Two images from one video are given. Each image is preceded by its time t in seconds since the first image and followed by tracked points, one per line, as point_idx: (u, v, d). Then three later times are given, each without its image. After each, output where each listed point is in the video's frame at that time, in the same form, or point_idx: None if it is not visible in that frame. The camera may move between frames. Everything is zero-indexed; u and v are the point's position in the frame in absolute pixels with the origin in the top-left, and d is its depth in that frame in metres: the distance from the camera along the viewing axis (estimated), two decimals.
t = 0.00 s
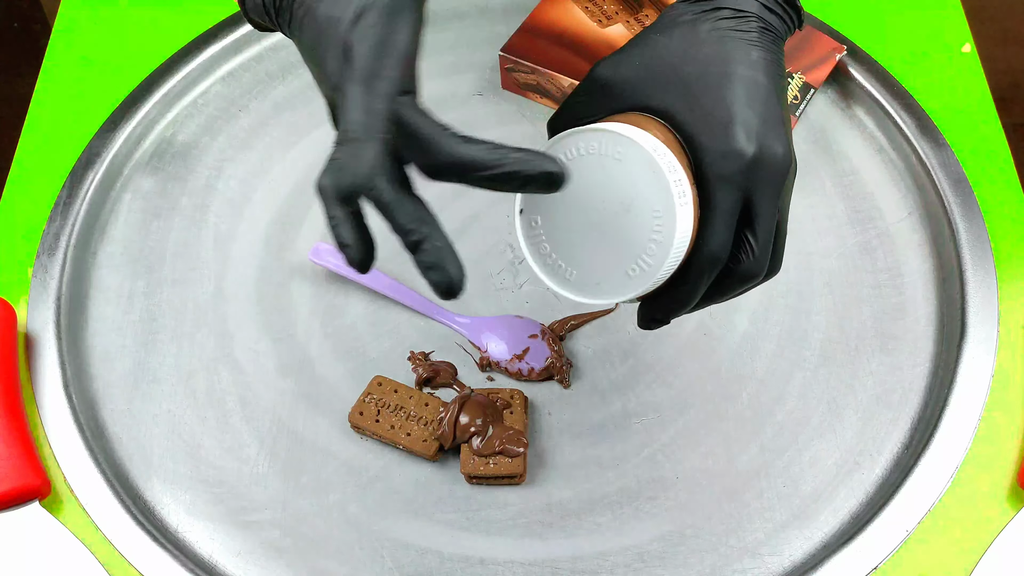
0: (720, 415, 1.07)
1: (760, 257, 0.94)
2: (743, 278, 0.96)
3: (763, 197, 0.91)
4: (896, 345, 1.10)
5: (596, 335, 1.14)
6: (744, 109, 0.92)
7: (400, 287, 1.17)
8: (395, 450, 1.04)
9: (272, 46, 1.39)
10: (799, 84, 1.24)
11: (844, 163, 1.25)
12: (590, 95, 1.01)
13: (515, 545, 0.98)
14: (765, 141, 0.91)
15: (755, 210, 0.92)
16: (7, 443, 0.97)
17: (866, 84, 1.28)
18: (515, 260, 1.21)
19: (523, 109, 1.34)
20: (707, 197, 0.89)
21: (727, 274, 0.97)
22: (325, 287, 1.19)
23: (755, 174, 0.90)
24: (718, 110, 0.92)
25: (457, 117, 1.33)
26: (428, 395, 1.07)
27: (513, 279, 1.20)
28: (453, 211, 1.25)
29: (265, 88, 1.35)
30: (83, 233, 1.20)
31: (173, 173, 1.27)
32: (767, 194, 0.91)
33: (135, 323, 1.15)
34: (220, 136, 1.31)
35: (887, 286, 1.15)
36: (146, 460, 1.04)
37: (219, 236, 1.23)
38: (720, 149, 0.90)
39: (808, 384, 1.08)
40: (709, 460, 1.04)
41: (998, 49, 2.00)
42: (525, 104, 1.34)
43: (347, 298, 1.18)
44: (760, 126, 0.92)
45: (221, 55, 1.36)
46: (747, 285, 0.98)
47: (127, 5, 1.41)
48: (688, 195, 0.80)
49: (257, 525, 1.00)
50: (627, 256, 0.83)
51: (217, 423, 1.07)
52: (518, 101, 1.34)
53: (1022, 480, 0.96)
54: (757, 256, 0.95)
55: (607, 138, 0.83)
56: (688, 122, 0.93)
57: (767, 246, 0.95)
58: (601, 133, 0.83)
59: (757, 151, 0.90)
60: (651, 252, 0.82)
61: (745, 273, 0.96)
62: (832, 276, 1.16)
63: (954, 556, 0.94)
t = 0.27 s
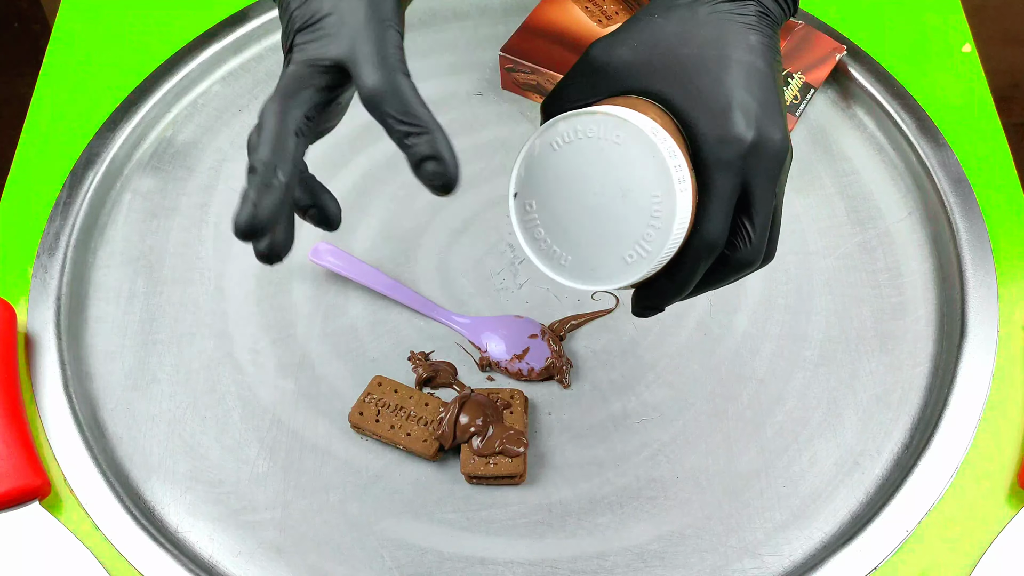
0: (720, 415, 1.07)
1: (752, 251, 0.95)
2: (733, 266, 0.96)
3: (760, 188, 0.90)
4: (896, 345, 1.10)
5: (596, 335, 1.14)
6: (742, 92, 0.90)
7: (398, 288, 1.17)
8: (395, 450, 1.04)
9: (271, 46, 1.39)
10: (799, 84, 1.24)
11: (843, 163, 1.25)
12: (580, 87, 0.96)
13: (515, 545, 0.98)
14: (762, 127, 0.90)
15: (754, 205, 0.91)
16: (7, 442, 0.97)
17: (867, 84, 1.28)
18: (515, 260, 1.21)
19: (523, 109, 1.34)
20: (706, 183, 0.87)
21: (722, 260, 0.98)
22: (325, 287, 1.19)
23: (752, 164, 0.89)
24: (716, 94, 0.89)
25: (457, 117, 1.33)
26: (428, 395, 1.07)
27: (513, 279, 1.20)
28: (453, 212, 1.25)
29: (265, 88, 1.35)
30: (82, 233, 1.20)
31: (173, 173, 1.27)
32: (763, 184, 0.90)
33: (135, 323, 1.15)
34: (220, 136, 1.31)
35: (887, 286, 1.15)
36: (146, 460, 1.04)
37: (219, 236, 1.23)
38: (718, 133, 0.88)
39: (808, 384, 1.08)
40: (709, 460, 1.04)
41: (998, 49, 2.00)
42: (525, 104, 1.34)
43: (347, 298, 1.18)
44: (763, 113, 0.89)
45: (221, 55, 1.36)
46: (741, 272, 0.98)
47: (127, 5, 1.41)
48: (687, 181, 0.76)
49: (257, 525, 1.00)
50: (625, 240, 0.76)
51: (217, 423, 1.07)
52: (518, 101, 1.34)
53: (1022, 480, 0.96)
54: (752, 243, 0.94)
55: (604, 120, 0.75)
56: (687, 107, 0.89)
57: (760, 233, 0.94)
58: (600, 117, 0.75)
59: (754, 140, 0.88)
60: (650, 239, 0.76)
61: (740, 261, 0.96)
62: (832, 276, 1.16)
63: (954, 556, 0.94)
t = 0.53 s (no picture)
0: (720, 415, 1.07)
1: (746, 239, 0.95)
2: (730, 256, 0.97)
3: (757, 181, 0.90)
4: (896, 345, 1.10)
5: (596, 335, 1.14)
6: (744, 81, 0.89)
7: (396, 285, 1.17)
8: (395, 450, 1.04)
9: (271, 46, 1.39)
10: (799, 84, 1.23)
11: (843, 163, 1.25)
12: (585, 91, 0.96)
13: (515, 545, 0.98)
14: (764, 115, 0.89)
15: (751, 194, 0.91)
16: (7, 442, 0.97)
17: (867, 84, 1.28)
18: (515, 260, 1.21)
19: (523, 109, 1.34)
20: (707, 172, 0.88)
21: (723, 250, 0.98)
22: (325, 288, 1.19)
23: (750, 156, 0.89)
24: (717, 83, 0.89)
25: (457, 117, 1.33)
26: (428, 395, 1.07)
27: (513, 279, 1.20)
28: (453, 212, 1.25)
29: (265, 88, 1.35)
30: (82, 233, 1.20)
31: (173, 174, 1.27)
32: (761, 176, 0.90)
33: (135, 323, 1.15)
34: (220, 136, 1.31)
35: (887, 286, 1.15)
36: (146, 460, 1.04)
37: (219, 236, 1.23)
38: (718, 123, 0.88)
39: (808, 384, 1.08)
40: (709, 460, 1.04)
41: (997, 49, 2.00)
42: (525, 104, 1.34)
43: (347, 298, 1.18)
44: (760, 104, 0.88)
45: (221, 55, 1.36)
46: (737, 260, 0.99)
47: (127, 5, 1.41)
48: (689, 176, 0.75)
49: (257, 525, 1.00)
50: (627, 231, 0.77)
51: (217, 423, 1.07)
52: (518, 101, 1.34)
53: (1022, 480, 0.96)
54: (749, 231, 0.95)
55: (609, 112, 0.75)
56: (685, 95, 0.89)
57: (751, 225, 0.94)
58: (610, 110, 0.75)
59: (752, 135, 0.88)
60: (653, 229, 0.76)
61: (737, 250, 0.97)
62: (831, 276, 1.16)
63: (955, 556, 0.94)
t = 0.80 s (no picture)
0: (719, 415, 1.07)
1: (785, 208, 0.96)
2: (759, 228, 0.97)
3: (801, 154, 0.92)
4: (896, 345, 1.10)
5: (596, 335, 1.14)
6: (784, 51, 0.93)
7: (394, 283, 1.17)
8: (395, 450, 1.04)
9: (272, 46, 1.39)
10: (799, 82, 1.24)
11: (844, 163, 1.25)
12: (611, 72, 0.96)
13: (515, 545, 0.98)
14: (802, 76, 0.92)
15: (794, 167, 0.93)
16: (8, 442, 0.97)
17: (866, 84, 1.28)
18: (515, 260, 1.21)
19: (523, 109, 1.34)
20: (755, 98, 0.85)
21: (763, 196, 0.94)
22: (325, 287, 1.19)
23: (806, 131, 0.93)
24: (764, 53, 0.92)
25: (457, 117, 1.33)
26: (428, 395, 1.07)
27: (513, 279, 1.20)
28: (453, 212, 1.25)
29: (265, 88, 1.35)
30: (82, 233, 1.20)
31: (173, 174, 1.27)
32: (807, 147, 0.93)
33: (135, 323, 1.15)
34: (220, 136, 1.31)
35: (887, 286, 1.15)
36: (146, 460, 1.04)
37: (219, 236, 1.23)
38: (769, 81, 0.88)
39: (808, 384, 1.08)
40: (709, 460, 1.04)
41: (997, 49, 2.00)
42: (525, 104, 1.34)
43: (347, 298, 1.18)
44: (801, 78, 0.92)
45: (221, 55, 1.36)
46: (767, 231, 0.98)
47: (127, 5, 1.41)
48: (791, 131, 0.81)
49: (257, 525, 1.00)
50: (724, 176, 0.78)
51: (217, 423, 1.07)
52: (518, 101, 1.34)
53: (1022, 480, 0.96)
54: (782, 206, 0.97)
55: (708, 67, 0.79)
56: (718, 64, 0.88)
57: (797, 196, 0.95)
58: (677, 62, 0.79)
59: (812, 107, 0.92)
60: (757, 175, 0.79)
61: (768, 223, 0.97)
62: (831, 275, 1.17)
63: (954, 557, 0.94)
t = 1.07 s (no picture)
0: (720, 415, 1.07)
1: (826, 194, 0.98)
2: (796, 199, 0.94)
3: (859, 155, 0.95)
4: (896, 345, 1.10)
5: (596, 335, 1.15)
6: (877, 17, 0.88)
7: (392, 282, 1.16)
8: (395, 450, 1.04)
9: (271, 46, 1.39)
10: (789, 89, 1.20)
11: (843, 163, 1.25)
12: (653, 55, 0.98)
13: (515, 545, 0.98)
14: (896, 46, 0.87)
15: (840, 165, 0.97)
16: (8, 442, 0.97)
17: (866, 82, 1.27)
18: (515, 260, 1.21)
19: (523, 109, 1.34)
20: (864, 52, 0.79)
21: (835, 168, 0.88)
22: (325, 287, 1.19)
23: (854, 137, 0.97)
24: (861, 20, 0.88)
25: (457, 117, 1.33)
26: (428, 395, 1.07)
27: (513, 279, 1.20)
28: (453, 212, 1.26)
29: (265, 88, 1.35)
30: (82, 233, 1.20)
31: (173, 173, 1.27)
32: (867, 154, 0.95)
33: (135, 323, 1.15)
34: (221, 136, 1.31)
35: (887, 286, 1.15)
36: (146, 460, 1.04)
37: (219, 236, 1.23)
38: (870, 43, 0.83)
39: (808, 384, 1.08)
40: (709, 460, 1.04)
41: (997, 49, 2.00)
42: (525, 104, 1.34)
43: (347, 298, 1.18)
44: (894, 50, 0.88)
45: (221, 55, 1.36)
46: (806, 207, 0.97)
47: (127, 5, 1.41)
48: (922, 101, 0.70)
49: (257, 525, 1.00)
50: (865, 124, 0.66)
51: (217, 423, 1.07)
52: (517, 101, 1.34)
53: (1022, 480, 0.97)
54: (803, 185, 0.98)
55: (880, 17, 0.67)
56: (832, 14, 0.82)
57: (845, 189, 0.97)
58: (851, 4, 0.67)
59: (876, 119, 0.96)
60: (892, 134, 0.67)
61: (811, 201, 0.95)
62: (831, 275, 1.17)
63: (954, 557, 0.95)
